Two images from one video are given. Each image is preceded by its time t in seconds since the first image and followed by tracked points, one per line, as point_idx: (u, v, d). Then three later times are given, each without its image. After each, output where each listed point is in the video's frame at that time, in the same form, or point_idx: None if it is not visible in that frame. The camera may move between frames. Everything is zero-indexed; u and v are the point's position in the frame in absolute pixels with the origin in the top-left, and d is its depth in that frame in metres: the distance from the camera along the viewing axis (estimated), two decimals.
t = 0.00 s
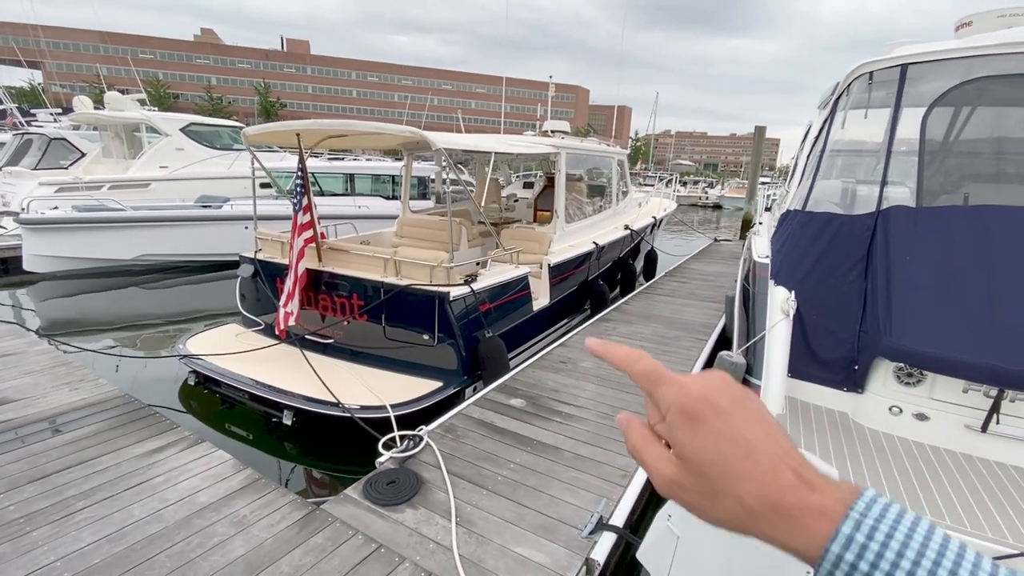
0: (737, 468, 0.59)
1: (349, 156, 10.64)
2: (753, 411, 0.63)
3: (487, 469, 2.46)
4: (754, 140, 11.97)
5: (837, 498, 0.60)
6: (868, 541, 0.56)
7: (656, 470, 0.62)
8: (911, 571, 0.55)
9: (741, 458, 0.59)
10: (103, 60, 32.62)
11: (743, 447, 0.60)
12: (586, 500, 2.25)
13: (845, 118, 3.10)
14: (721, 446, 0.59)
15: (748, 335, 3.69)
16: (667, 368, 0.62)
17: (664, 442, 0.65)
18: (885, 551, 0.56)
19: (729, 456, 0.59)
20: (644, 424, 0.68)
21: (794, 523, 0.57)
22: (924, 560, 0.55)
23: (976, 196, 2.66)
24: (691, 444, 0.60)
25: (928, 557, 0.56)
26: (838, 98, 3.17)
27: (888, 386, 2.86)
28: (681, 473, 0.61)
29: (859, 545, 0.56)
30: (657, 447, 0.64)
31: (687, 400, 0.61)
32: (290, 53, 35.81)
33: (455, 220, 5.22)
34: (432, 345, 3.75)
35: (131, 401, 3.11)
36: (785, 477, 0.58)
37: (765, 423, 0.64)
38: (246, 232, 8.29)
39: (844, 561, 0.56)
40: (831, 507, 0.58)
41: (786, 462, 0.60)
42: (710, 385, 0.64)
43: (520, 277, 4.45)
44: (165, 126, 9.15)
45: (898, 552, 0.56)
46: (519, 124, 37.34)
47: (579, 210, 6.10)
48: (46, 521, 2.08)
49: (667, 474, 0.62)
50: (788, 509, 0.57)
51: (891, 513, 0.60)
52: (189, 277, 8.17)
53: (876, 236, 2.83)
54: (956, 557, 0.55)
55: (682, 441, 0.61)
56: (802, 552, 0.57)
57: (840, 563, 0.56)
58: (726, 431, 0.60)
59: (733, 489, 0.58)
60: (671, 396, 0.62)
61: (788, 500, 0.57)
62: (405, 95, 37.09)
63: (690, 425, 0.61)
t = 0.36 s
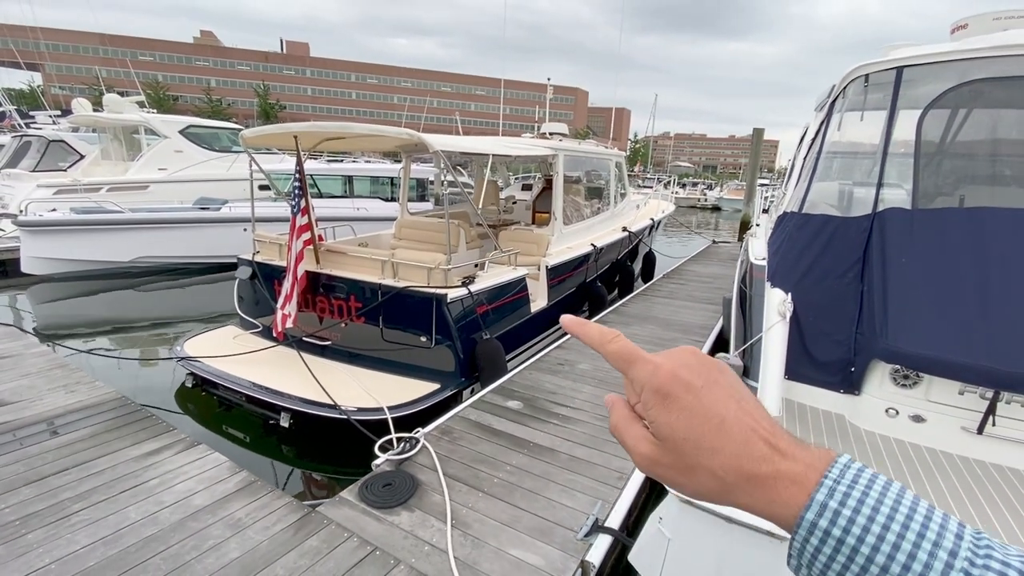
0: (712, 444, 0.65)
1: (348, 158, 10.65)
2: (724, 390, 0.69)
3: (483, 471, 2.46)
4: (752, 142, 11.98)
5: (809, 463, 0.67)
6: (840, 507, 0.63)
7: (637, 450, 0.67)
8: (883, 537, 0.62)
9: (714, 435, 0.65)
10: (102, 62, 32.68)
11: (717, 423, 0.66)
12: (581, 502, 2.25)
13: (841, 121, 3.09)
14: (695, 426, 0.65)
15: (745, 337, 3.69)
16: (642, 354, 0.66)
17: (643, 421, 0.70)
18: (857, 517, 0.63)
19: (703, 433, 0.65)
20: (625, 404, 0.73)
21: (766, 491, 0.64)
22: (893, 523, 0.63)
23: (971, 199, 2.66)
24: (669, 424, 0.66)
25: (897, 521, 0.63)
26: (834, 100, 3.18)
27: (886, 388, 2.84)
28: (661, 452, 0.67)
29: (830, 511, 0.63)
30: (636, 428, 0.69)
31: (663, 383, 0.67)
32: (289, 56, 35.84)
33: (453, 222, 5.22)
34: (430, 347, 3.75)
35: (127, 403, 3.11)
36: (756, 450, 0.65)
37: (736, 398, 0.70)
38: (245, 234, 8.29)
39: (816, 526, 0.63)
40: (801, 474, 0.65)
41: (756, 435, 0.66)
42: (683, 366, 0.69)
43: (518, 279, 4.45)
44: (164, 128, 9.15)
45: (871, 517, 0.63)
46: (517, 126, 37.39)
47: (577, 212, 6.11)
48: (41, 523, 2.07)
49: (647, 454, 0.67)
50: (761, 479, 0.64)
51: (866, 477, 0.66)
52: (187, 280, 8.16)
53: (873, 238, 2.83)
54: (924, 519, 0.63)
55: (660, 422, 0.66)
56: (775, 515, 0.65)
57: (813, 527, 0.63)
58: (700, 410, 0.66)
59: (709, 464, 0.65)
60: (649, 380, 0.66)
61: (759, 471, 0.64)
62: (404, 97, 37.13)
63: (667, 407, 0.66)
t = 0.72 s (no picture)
0: (688, 462, 0.65)
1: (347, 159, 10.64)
2: (696, 404, 0.69)
3: (481, 473, 2.45)
4: (750, 144, 11.99)
5: (790, 476, 0.68)
6: (825, 523, 0.64)
7: (611, 471, 0.66)
8: (867, 551, 0.64)
9: (691, 453, 0.65)
10: (101, 65, 32.73)
11: (692, 439, 0.66)
12: (579, 505, 2.24)
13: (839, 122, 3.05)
14: (669, 444, 0.65)
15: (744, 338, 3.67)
16: (609, 370, 0.66)
17: (615, 439, 0.70)
18: (842, 531, 0.65)
19: (679, 451, 0.65)
20: (595, 421, 0.73)
21: (747, 506, 0.64)
22: (878, 537, 0.65)
23: (971, 200, 2.65)
24: (642, 443, 0.65)
25: (882, 535, 0.65)
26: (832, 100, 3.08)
27: (886, 389, 2.83)
28: (637, 473, 0.66)
29: (815, 527, 0.64)
30: (610, 447, 0.69)
31: (633, 401, 0.66)
32: (289, 58, 35.88)
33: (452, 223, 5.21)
34: (429, 349, 3.74)
35: (124, 406, 3.10)
36: (736, 465, 0.65)
37: (710, 412, 0.70)
38: (243, 235, 8.27)
39: (801, 543, 0.64)
40: (781, 488, 0.66)
41: (734, 449, 0.67)
42: (654, 380, 0.70)
43: (517, 280, 4.45)
44: (163, 130, 9.14)
45: (855, 532, 0.65)
46: (517, 128, 37.44)
47: (576, 213, 6.11)
48: (36, 527, 2.06)
49: (622, 474, 0.66)
50: (742, 495, 0.64)
51: (849, 492, 0.68)
52: (185, 281, 8.14)
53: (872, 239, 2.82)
54: (908, 532, 0.66)
55: (633, 441, 0.66)
56: (758, 530, 0.65)
57: (797, 544, 0.64)
58: (673, 426, 0.65)
59: (687, 483, 0.64)
60: (618, 397, 0.67)
61: (740, 487, 0.64)
62: (404, 99, 37.17)
63: (640, 425, 0.66)
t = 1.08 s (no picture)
0: (681, 457, 0.66)
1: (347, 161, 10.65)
2: (688, 399, 0.71)
3: (481, 476, 2.45)
4: (750, 146, 12.02)
5: (783, 469, 0.68)
6: (819, 515, 0.65)
7: (604, 467, 0.68)
8: (861, 543, 0.65)
9: (682, 447, 0.66)
10: (102, 67, 32.81)
11: (684, 433, 0.67)
12: (579, 507, 2.23)
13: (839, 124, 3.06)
14: (661, 438, 0.66)
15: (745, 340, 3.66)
16: (602, 367, 0.68)
17: (609, 435, 0.71)
18: (836, 524, 0.65)
19: (670, 445, 0.66)
20: (588, 419, 0.74)
21: (740, 499, 0.65)
22: (873, 527, 0.66)
23: (971, 202, 2.63)
24: (634, 438, 0.67)
25: (877, 528, 0.66)
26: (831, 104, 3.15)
27: (886, 392, 2.82)
28: (631, 470, 0.67)
29: (808, 519, 0.65)
30: (604, 444, 0.70)
31: (625, 396, 0.68)
32: (289, 60, 35.94)
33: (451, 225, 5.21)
34: (429, 351, 3.73)
35: (123, 408, 3.10)
36: (728, 459, 0.65)
37: (701, 407, 0.71)
38: (243, 237, 8.27)
39: (795, 535, 0.65)
40: (774, 482, 0.66)
41: (725, 443, 0.67)
42: (645, 376, 0.71)
43: (518, 282, 4.45)
44: (163, 132, 9.15)
45: (850, 524, 0.66)
46: (517, 130, 37.47)
47: (575, 215, 6.10)
48: (35, 529, 2.05)
49: (617, 471, 0.67)
50: (734, 489, 0.65)
51: (843, 484, 0.69)
52: (185, 283, 8.13)
53: (872, 242, 2.82)
54: (900, 522, 0.67)
55: (625, 436, 0.68)
56: (751, 525, 0.65)
57: (791, 537, 0.65)
58: (664, 420, 0.67)
59: (680, 477, 0.65)
60: (610, 393, 0.68)
61: (733, 480, 0.65)
62: (404, 101, 37.22)
63: (632, 421, 0.68)
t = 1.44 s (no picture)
0: (732, 420, 0.68)
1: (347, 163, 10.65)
2: (745, 370, 0.72)
3: (484, 478, 2.44)
4: (751, 148, 12.02)
5: (830, 438, 0.67)
6: (861, 476, 0.63)
7: (663, 430, 0.71)
8: (900, 501, 0.62)
9: (736, 412, 0.68)
10: (104, 69, 32.88)
11: (738, 401, 0.69)
12: (581, 511, 2.22)
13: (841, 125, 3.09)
14: (717, 403, 0.69)
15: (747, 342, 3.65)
16: (666, 339, 0.71)
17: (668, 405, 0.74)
18: (879, 485, 0.63)
19: (723, 410, 0.69)
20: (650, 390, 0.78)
21: (787, 461, 0.66)
22: (915, 491, 0.63)
23: (973, 204, 2.63)
24: (690, 402, 0.70)
25: (915, 488, 0.63)
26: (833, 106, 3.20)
27: (888, 393, 2.81)
28: (687, 432, 0.70)
29: (852, 480, 0.63)
30: (663, 411, 0.74)
31: (684, 365, 0.71)
32: (290, 62, 36.02)
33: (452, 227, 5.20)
34: (430, 353, 3.72)
35: (125, 410, 3.09)
36: (777, 425, 0.67)
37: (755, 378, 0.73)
38: (243, 239, 8.27)
39: (838, 494, 0.63)
40: (820, 447, 0.66)
41: (776, 412, 0.68)
42: (703, 348, 0.74)
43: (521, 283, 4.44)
44: (164, 134, 9.15)
45: (890, 484, 0.63)
46: (517, 132, 37.53)
47: (576, 217, 6.10)
48: (35, 532, 2.04)
49: (674, 433, 0.71)
50: (781, 452, 0.66)
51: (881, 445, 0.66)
52: (185, 285, 8.13)
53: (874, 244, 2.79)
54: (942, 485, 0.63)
55: (682, 400, 0.71)
56: (796, 486, 0.66)
57: (835, 495, 0.63)
58: (719, 387, 0.70)
59: (732, 439, 0.68)
60: (671, 362, 0.72)
61: (781, 444, 0.66)
62: (404, 103, 37.27)
63: (690, 388, 0.71)
